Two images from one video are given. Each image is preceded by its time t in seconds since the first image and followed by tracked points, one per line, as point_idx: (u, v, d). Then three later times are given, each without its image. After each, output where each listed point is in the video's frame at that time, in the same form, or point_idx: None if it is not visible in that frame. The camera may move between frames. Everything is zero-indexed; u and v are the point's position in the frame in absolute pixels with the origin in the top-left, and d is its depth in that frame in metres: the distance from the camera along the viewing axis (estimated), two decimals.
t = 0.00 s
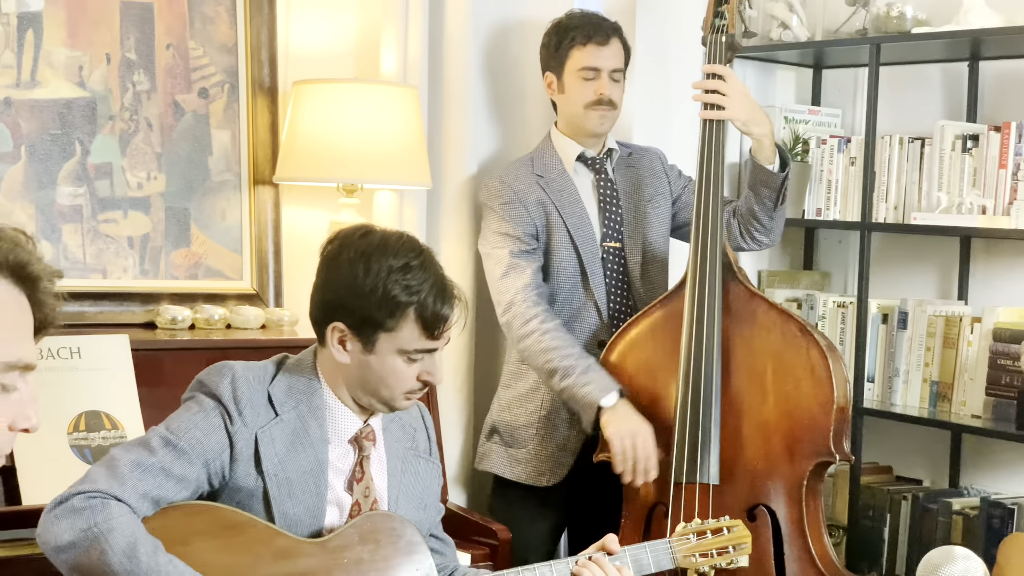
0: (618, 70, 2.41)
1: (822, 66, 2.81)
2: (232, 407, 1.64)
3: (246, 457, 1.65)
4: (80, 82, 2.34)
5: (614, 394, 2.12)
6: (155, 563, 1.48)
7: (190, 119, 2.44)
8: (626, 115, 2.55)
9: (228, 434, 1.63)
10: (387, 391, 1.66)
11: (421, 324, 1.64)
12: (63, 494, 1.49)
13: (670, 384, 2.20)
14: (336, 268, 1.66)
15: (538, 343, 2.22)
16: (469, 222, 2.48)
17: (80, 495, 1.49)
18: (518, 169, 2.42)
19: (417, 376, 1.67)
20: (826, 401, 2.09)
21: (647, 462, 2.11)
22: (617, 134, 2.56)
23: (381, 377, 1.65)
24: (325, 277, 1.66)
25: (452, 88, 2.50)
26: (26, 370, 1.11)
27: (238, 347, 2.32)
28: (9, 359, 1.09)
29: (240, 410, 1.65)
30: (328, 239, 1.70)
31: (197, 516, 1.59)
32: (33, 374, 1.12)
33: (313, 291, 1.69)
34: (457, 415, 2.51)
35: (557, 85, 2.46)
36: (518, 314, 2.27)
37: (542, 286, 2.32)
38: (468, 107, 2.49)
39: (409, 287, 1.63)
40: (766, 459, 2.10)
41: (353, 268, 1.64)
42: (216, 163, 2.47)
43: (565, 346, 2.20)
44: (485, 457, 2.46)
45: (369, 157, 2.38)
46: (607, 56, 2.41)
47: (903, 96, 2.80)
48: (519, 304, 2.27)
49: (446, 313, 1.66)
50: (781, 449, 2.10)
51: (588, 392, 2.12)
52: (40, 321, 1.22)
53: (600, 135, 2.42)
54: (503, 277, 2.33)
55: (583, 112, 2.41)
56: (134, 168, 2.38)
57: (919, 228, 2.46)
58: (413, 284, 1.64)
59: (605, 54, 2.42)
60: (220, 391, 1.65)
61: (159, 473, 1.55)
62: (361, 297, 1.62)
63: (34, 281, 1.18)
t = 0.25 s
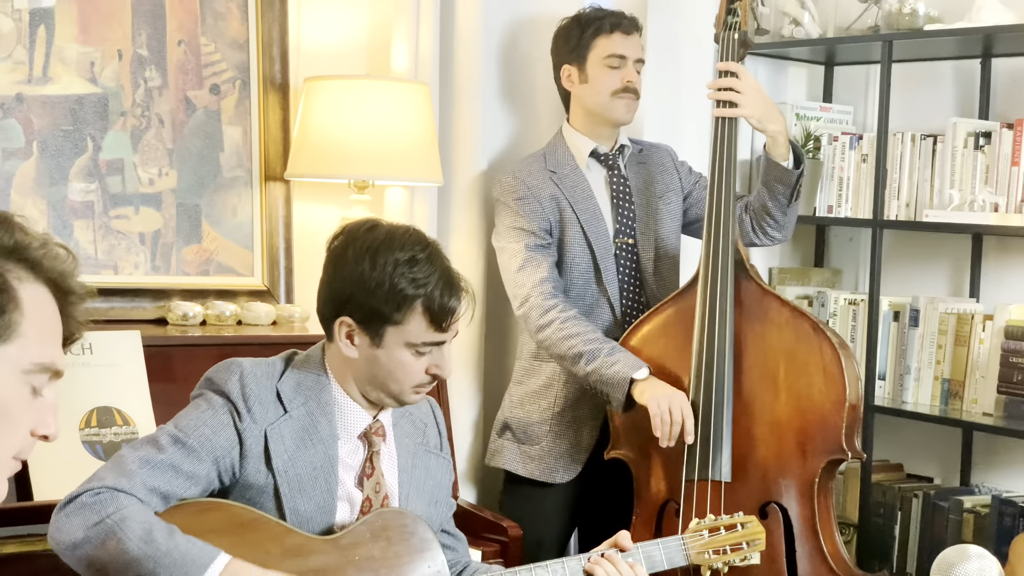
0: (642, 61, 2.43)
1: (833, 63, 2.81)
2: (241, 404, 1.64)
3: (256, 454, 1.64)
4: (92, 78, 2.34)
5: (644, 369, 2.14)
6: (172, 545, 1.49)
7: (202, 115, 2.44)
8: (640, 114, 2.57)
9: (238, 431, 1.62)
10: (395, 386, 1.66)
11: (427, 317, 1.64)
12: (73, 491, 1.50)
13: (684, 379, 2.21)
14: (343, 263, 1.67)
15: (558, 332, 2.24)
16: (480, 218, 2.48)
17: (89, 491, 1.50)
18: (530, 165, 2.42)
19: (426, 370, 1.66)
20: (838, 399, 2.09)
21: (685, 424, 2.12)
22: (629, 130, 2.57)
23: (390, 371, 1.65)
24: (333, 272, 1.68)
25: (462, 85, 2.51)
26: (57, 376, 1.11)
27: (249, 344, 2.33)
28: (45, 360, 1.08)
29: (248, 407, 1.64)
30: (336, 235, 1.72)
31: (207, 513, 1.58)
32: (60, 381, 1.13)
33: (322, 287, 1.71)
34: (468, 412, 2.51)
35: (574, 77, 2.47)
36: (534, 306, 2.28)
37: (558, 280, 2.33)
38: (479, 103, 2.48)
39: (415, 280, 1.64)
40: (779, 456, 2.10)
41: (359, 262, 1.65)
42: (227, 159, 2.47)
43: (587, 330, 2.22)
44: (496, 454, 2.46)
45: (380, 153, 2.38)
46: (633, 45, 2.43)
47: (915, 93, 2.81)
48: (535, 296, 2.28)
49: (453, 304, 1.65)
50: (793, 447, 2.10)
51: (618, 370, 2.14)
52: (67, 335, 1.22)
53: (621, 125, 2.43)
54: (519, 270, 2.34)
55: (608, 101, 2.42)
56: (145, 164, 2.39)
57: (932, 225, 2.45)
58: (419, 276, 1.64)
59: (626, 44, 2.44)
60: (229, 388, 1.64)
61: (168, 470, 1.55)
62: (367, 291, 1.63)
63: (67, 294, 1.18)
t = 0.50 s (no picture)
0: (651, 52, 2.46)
1: (842, 59, 2.81)
2: (245, 403, 1.64)
3: (260, 453, 1.65)
4: (102, 74, 2.34)
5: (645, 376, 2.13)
6: (175, 565, 1.48)
7: (212, 110, 2.45)
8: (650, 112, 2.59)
9: (242, 430, 1.63)
10: (399, 378, 1.67)
11: (431, 308, 1.66)
12: (79, 498, 1.49)
13: (693, 377, 2.21)
14: (345, 256, 1.69)
15: (563, 333, 2.25)
16: (490, 215, 2.48)
17: (95, 499, 1.48)
18: (541, 161, 2.44)
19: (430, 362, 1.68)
20: (850, 396, 2.09)
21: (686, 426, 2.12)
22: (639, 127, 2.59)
23: (395, 364, 1.66)
24: (335, 266, 1.69)
25: (472, 82, 2.50)
26: (68, 372, 1.13)
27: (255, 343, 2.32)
28: (61, 354, 1.11)
29: (252, 406, 1.65)
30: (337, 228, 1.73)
31: (208, 514, 1.58)
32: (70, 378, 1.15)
33: (324, 280, 1.72)
34: (477, 408, 2.50)
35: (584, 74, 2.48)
36: (541, 306, 2.29)
37: (564, 279, 2.34)
38: (489, 100, 2.49)
39: (418, 271, 1.65)
40: (789, 452, 2.10)
41: (362, 254, 1.66)
42: (237, 155, 2.48)
43: (590, 335, 2.23)
44: (507, 450, 2.48)
45: (390, 150, 2.38)
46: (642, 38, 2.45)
47: (924, 90, 2.81)
48: (541, 295, 2.29)
49: (456, 296, 1.67)
50: (804, 444, 2.10)
51: (619, 376, 2.14)
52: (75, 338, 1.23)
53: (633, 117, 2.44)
54: (525, 268, 2.35)
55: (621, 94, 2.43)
56: (155, 160, 2.39)
57: (941, 222, 2.44)
58: (422, 268, 1.66)
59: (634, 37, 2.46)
60: (232, 387, 1.65)
61: (173, 474, 1.55)
62: (371, 283, 1.65)
63: (78, 296, 1.20)
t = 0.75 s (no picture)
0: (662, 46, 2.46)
1: (854, 55, 2.81)
2: (246, 404, 1.69)
3: (263, 454, 1.69)
4: (114, 71, 2.35)
5: (632, 408, 2.10)
6: (186, 545, 1.54)
7: (224, 107, 2.45)
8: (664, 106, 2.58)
9: (244, 431, 1.67)
10: (401, 382, 1.70)
11: (432, 314, 1.67)
12: (84, 497, 1.56)
13: (702, 376, 2.20)
14: (347, 260, 1.71)
15: (565, 346, 2.24)
16: (501, 212, 2.48)
17: (98, 498, 1.55)
18: (553, 158, 2.44)
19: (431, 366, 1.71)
20: (862, 394, 2.10)
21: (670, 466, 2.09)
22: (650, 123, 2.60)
23: (395, 368, 1.69)
24: (337, 270, 1.71)
25: (484, 78, 2.49)
26: (73, 368, 1.14)
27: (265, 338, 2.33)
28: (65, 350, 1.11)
29: (254, 407, 1.69)
30: (339, 231, 1.74)
31: (215, 514, 1.62)
32: (75, 374, 1.16)
33: (326, 285, 1.74)
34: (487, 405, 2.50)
35: (595, 74, 2.48)
36: (549, 313, 2.28)
37: (574, 283, 2.33)
38: (500, 97, 2.48)
39: (418, 278, 1.67)
40: (802, 450, 2.11)
41: (363, 261, 1.68)
42: (248, 151, 2.48)
43: (590, 353, 2.21)
44: (518, 446, 2.49)
45: (401, 147, 2.38)
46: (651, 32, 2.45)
47: (937, 87, 2.81)
48: (550, 301, 2.28)
49: (457, 301, 1.69)
50: (816, 442, 2.10)
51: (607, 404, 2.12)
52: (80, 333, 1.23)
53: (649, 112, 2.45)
54: (536, 271, 2.34)
55: (636, 91, 2.43)
56: (167, 156, 2.40)
57: (952, 219, 2.44)
58: (423, 274, 1.67)
59: (641, 33, 2.46)
60: (234, 388, 1.69)
61: (177, 473, 1.60)
62: (371, 290, 1.67)
63: (83, 288, 1.20)
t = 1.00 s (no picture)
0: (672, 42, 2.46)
1: (869, 54, 2.81)
2: (259, 403, 1.70)
3: (276, 452, 1.70)
4: (130, 70, 2.36)
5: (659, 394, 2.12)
6: (200, 559, 1.54)
7: (239, 106, 2.46)
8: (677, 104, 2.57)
9: (256, 430, 1.69)
10: (410, 379, 1.70)
11: (438, 308, 1.67)
12: (102, 502, 1.55)
13: (721, 372, 2.21)
14: (350, 258, 1.71)
15: (586, 336, 2.24)
16: (515, 211, 2.48)
17: (117, 502, 1.55)
18: (569, 157, 2.45)
19: (440, 361, 1.70)
20: (879, 393, 2.09)
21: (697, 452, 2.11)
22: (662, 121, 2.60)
23: (404, 364, 1.69)
24: (341, 269, 1.71)
25: (498, 75, 2.49)
26: (79, 367, 1.13)
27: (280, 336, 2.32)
28: (67, 352, 1.10)
29: (266, 406, 1.70)
30: (343, 230, 1.74)
31: (232, 514, 1.64)
32: (83, 372, 1.15)
33: (332, 283, 1.74)
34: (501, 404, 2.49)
35: (608, 74, 2.48)
36: (569, 305, 2.28)
37: (593, 276, 2.34)
38: (513, 95, 2.49)
39: (422, 272, 1.66)
40: (818, 449, 2.11)
41: (366, 257, 1.68)
42: (264, 150, 2.49)
43: (611, 341, 2.21)
44: (534, 445, 2.50)
45: (415, 145, 2.38)
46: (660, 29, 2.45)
47: (952, 84, 2.80)
48: (571, 293, 2.28)
49: (463, 295, 1.68)
50: (833, 441, 2.10)
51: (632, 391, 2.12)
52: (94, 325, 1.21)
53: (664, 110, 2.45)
54: (554, 266, 2.35)
55: (651, 89, 2.43)
56: (183, 155, 2.40)
57: (967, 218, 2.43)
58: (427, 269, 1.67)
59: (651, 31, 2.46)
60: (245, 387, 1.70)
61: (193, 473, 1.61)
62: (376, 285, 1.67)
63: (95, 283, 1.18)
